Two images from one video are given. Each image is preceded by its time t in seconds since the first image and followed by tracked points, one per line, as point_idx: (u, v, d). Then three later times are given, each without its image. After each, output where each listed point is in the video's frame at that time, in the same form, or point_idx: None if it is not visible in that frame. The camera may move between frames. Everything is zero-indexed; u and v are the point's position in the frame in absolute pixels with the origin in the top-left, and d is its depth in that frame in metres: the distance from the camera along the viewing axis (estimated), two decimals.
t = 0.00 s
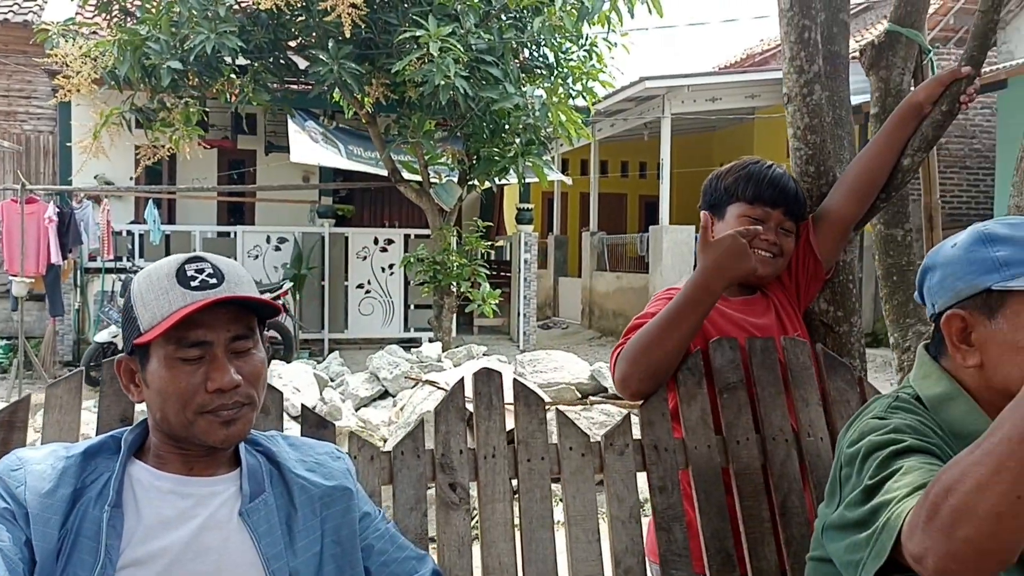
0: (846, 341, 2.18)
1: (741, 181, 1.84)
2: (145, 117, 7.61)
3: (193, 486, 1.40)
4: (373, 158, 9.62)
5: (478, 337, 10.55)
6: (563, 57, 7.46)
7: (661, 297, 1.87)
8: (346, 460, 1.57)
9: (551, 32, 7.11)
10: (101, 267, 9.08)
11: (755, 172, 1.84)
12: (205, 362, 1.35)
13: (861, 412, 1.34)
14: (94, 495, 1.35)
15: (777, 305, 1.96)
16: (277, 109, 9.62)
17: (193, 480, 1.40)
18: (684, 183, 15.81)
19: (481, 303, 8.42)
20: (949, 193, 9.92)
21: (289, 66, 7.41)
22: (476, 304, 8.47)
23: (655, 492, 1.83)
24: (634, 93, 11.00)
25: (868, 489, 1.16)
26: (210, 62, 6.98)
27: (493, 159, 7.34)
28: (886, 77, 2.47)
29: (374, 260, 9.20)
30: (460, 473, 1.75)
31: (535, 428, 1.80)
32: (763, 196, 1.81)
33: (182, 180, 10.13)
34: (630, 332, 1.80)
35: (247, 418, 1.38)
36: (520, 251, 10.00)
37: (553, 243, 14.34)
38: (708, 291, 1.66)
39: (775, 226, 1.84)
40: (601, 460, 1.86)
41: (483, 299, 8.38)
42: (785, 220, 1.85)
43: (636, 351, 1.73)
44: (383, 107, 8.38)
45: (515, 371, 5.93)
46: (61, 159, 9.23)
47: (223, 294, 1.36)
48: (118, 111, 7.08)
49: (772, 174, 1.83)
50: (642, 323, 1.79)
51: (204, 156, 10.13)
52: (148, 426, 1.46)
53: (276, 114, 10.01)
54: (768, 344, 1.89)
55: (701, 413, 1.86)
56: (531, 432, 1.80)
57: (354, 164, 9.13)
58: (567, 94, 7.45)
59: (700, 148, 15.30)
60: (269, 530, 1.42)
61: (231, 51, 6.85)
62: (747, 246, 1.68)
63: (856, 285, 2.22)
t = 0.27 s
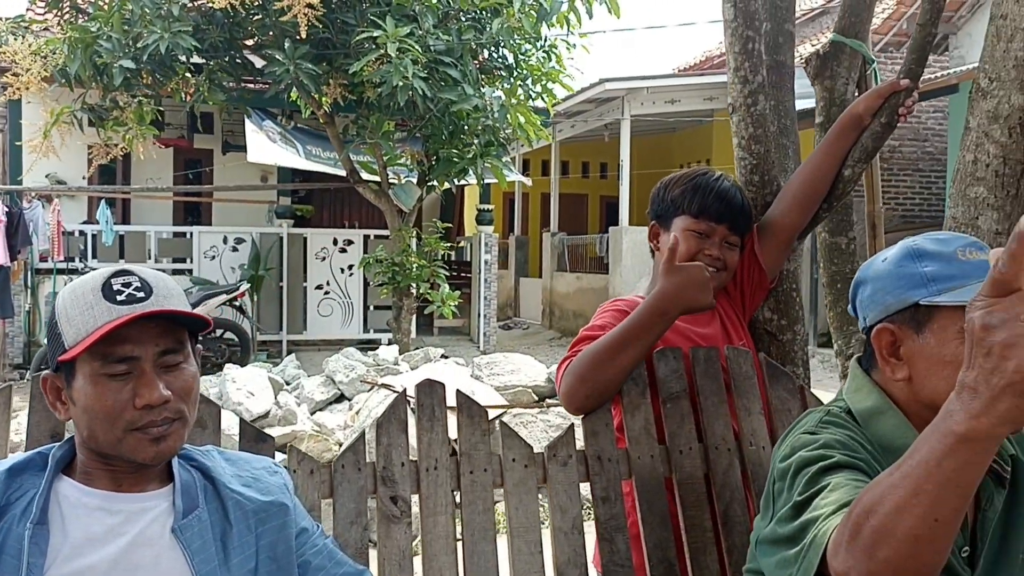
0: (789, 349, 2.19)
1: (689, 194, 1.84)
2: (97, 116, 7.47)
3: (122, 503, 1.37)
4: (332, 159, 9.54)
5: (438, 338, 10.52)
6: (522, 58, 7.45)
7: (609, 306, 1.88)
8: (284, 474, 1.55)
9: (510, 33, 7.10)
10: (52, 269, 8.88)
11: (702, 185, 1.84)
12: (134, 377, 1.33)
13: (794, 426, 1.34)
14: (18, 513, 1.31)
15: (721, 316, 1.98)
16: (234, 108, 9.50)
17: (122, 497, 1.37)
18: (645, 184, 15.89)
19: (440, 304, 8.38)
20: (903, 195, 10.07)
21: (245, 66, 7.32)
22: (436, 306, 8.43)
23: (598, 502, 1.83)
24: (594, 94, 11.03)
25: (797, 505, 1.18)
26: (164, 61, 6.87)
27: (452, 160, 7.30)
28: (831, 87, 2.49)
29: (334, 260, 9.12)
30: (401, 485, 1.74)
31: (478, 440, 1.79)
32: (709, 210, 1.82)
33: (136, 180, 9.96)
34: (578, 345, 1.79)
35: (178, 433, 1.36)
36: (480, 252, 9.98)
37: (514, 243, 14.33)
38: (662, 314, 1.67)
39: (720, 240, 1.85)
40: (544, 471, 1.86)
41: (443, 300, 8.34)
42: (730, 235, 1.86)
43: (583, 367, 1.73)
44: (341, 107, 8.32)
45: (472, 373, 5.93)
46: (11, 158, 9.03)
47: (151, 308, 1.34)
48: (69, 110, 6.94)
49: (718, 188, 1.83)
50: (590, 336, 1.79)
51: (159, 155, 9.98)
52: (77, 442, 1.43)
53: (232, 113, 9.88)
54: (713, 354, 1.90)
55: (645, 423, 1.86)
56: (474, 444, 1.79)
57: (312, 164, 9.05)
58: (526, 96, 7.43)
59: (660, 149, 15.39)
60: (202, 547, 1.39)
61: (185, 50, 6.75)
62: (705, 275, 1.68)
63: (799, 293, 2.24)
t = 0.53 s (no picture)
0: (741, 354, 2.20)
1: (649, 203, 1.84)
2: (51, 113, 7.33)
3: (56, 518, 1.33)
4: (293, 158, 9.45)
5: (402, 338, 10.45)
6: (485, 57, 7.42)
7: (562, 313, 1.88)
8: (224, 486, 1.53)
9: (472, 32, 7.07)
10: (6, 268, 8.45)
11: (664, 193, 1.84)
12: (67, 392, 1.30)
13: (735, 436, 1.35)
14: None
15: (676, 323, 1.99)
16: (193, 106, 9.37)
17: (56, 511, 1.34)
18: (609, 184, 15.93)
19: (402, 304, 8.32)
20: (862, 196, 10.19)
21: (203, 63, 7.20)
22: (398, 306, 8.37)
23: (548, 509, 1.83)
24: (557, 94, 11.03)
25: (737, 516, 1.18)
26: (120, 58, 6.74)
27: (414, 160, 7.25)
28: (783, 93, 2.51)
29: (296, 260, 9.03)
30: (349, 495, 1.73)
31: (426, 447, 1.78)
32: (670, 220, 1.82)
33: (93, 178, 9.79)
34: (531, 351, 1.78)
35: (114, 448, 1.33)
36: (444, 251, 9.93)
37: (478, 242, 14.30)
38: (620, 327, 1.68)
39: (679, 249, 1.86)
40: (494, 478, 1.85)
41: (405, 300, 8.29)
42: (688, 244, 1.87)
43: (538, 373, 1.72)
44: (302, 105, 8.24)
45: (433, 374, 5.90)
46: None
47: (86, 320, 1.31)
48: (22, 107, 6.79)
49: (680, 197, 1.84)
50: (545, 342, 1.78)
51: (117, 153, 9.81)
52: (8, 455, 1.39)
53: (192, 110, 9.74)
54: (663, 359, 1.91)
55: (596, 428, 1.86)
56: (422, 452, 1.78)
57: (273, 163, 8.95)
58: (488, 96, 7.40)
59: (624, 148, 15.44)
60: (139, 561, 1.36)
61: (142, 47, 6.63)
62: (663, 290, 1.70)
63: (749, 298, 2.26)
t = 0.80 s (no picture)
0: (689, 353, 2.22)
1: (607, 202, 1.84)
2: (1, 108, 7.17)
3: None
4: (251, 155, 9.35)
5: (362, 337, 10.39)
6: (445, 56, 7.38)
7: (517, 311, 1.86)
8: (162, 490, 1.51)
9: (432, 31, 7.03)
10: None
11: (622, 193, 1.85)
12: (13, 398, 1.27)
13: (674, 436, 1.35)
14: None
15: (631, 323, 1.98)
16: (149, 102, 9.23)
17: None
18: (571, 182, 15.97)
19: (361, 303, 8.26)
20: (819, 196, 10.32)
21: (158, 58, 7.09)
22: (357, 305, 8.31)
23: (494, 509, 1.84)
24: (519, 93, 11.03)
25: (674, 516, 1.18)
26: (71, 52, 6.62)
27: (373, 159, 7.20)
28: (733, 93, 2.52)
29: (254, 259, 8.93)
30: (292, 497, 1.72)
31: (372, 448, 1.78)
32: (629, 218, 1.83)
33: (46, 175, 9.61)
34: (486, 349, 1.76)
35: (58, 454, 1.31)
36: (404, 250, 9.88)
37: (440, 241, 14.26)
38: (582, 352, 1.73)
39: (638, 248, 1.85)
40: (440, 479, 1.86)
41: (364, 299, 8.23)
42: (646, 243, 1.87)
43: (495, 375, 1.71)
44: (259, 102, 8.15)
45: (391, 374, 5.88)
46: None
47: (34, 326, 1.29)
48: None
49: (636, 196, 1.85)
50: (500, 341, 1.77)
51: (70, 149, 9.64)
52: None
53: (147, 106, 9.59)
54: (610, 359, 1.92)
55: (543, 429, 1.85)
56: (368, 453, 1.78)
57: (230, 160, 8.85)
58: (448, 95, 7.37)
59: (586, 147, 15.48)
60: (72, 567, 1.34)
61: (94, 42, 6.51)
62: (633, 324, 1.78)
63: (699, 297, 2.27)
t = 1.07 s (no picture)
0: (645, 349, 2.23)
1: (566, 198, 1.85)
2: None
3: None
4: (211, 151, 9.24)
5: (325, 335, 10.32)
6: (408, 53, 7.35)
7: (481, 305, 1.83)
8: (109, 487, 1.49)
9: (394, 27, 6.99)
10: None
11: (580, 189, 1.86)
12: None
13: (626, 428, 1.36)
14: None
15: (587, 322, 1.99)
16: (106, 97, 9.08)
17: None
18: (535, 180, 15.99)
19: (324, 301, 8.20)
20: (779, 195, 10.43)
21: (115, 52, 6.97)
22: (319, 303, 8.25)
23: (448, 504, 1.84)
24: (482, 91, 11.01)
25: (624, 507, 1.18)
26: (25, 45, 6.49)
27: (335, 155, 7.15)
28: (689, 91, 2.54)
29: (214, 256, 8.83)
30: (243, 494, 1.72)
31: (325, 443, 1.77)
32: (590, 212, 1.84)
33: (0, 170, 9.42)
34: (453, 345, 1.74)
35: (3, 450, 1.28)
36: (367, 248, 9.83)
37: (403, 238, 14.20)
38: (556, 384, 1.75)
39: (600, 240, 1.86)
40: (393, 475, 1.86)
41: (326, 297, 8.17)
42: (608, 235, 1.88)
43: (465, 379, 1.70)
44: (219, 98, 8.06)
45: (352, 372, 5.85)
46: None
47: None
48: None
49: (594, 190, 1.86)
50: (467, 337, 1.75)
51: (25, 144, 9.46)
52: None
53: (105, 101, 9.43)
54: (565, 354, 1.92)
55: (497, 424, 1.85)
56: (321, 449, 1.77)
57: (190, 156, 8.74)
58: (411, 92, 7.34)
59: (550, 145, 15.50)
60: (15, 564, 1.31)
61: (49, 35, 6.39)
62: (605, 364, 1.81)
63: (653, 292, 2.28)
